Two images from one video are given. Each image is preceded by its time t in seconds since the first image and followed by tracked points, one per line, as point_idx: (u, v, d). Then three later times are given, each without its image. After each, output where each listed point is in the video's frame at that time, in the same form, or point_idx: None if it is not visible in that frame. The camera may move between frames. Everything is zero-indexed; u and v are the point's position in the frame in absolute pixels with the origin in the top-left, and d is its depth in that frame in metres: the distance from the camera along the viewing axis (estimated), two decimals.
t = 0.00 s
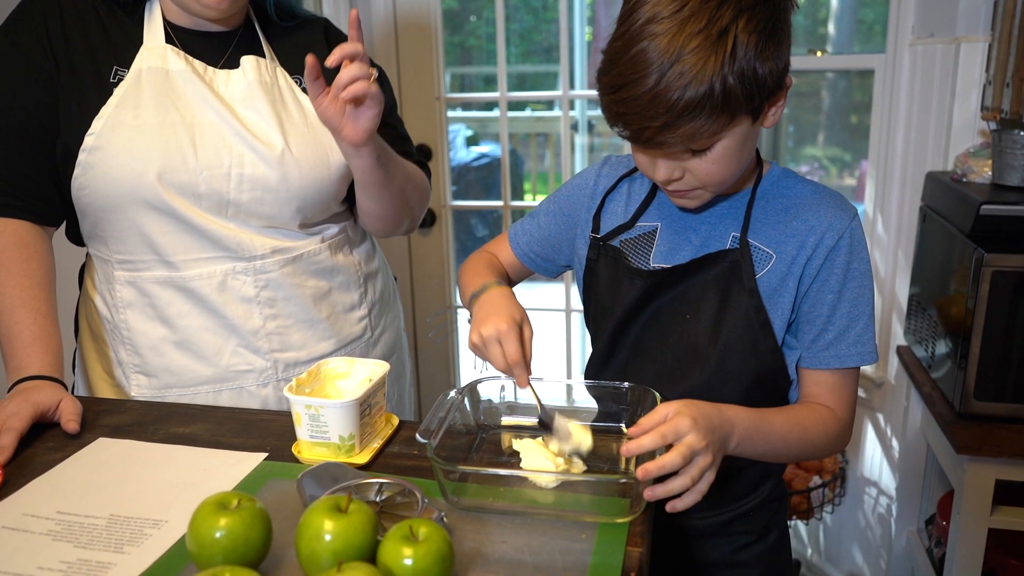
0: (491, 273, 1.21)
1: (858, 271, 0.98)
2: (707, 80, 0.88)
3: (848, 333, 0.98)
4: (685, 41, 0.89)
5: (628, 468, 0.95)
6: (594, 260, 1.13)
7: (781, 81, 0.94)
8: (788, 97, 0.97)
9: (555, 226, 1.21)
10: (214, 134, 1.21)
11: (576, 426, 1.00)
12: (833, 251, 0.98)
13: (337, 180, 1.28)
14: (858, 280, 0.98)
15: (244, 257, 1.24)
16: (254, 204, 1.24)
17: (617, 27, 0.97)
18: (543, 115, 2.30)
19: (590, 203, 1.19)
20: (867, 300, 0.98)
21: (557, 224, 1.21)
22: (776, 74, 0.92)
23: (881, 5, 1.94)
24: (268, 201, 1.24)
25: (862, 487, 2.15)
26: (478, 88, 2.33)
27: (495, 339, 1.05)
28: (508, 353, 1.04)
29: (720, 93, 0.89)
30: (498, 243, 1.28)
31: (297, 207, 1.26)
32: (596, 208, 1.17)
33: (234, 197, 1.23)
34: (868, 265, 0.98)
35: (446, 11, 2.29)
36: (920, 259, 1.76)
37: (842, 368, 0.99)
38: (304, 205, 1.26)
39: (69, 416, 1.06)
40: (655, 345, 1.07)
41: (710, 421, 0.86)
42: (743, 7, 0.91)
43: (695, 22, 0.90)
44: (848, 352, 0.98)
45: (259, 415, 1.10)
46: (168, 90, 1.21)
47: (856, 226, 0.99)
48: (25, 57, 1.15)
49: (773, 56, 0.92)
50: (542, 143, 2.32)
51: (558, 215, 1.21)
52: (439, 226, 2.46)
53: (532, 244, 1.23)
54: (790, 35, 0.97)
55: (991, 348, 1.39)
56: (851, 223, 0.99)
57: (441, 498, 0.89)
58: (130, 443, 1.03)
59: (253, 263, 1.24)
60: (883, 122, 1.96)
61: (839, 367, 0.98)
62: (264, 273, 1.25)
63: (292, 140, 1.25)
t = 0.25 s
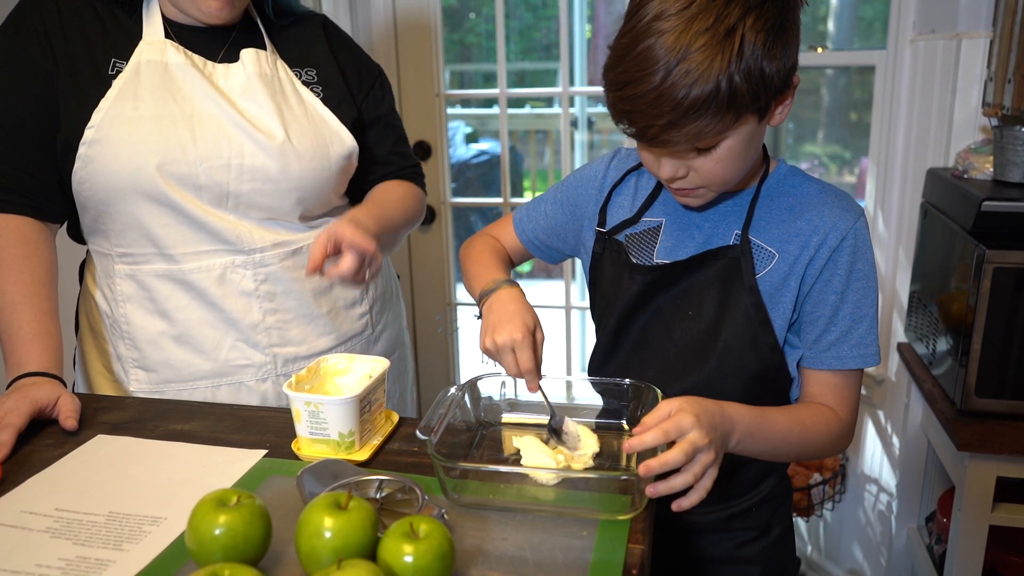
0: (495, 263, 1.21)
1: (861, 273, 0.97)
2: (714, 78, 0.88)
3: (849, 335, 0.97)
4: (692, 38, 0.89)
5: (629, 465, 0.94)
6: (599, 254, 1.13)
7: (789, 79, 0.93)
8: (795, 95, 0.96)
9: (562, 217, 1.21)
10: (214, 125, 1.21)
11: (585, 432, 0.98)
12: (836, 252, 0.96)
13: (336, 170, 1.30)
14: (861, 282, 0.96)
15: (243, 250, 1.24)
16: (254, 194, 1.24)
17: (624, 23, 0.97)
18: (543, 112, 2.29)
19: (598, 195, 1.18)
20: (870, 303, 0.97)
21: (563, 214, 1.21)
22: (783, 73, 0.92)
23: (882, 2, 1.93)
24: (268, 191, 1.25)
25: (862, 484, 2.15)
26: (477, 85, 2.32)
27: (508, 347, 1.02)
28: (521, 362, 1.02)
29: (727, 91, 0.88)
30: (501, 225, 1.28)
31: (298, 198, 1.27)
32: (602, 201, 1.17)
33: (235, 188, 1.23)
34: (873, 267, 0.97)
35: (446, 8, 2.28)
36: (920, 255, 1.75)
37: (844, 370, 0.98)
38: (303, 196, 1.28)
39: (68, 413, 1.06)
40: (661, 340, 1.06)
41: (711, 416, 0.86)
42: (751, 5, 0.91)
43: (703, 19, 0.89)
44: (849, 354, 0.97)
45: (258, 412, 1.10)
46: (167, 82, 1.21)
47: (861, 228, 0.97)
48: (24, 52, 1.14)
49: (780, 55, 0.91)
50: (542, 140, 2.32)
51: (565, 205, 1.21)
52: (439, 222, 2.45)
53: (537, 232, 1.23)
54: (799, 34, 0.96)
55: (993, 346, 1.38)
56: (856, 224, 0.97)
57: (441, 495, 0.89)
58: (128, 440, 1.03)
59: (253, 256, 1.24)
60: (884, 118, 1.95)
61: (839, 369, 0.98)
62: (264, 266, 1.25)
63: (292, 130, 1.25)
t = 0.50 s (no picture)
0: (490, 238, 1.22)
1: (865, 275, 0.96)
2: (724, 74, 0.87)
3: (852, 336, 0.97)
4: (703, 34, 0.89)
5: (631, 464, 0.94)
6: (602, 248, 1.14)
7: (798, 78, 0.93)
8: (804, 94, 0.96)
9: (564, 209, 1.21)
10: (213, 126, 1.21)
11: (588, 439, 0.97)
12: (841, 253, 0.96)
13: (336, 171, 1.29)
14: (865, 284, 0.96)
15: (244, 249, 1.23)
16: (254, 195, 1.24)
17: (634, 16, 0.96)
18: (542, 109, 2.28)
19: (601, 188, 1.18)
20: (873, 304, 0.97)
21: (566, 206, 1.21)
22: (793, 71, 0.91)
23: None
24: (268, 192, 1.24)
25: (862, 482, 2.15)
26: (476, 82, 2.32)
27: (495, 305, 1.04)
28: (506, 320, 1.04)
29: (736, 88, 0.88)
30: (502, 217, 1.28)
31: (297, 199, 1.27)
32: (606, 196, 1.17)
33: (234, 188, 1.22)
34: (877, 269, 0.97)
35: (445, 5, 2.28)
36: (921, 253, 1.75)
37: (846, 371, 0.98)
38: (303, 198, 1.27)
39: (68, 412, 1.06)
40: (661, 339, 1.06)
41: (714, 415, 0.85)
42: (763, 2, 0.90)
43: (714, 15, 0.89)
44: (851, 355, 0.97)
45: (259, 410, 1.10)
46: (167, 82, 1.20)
47: (866, 230, 0.97)
48: (22, 50, 1.14)
49: (791, 53, 0.91)
50: (541, 138, 2.31)
51: (568, 198, 1.21)
52: (439, 220, 2.45)
53: (539, 223, 1.23)
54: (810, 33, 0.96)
55: (994, 344, 1.38)
56: (861, 226, 0.97)
57: (443, 493, 0.88)
58: (129, 438, 1.03)
59: (253, 255, 1.24)
60: (886, 115, 1.95)
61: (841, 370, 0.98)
62: (265, 264, 1.25)
63: (292, 131, 1.25)
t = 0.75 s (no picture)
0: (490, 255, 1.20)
1: (867, 275, 0.96)
2: (723, 76, 0.87)
3: (853, 337, 0.97)
4: (702, 35, 0.88)
5: (632, 464, 0.94)
6: (603, 253, 1.13)
7: (799, 79, 0.93)
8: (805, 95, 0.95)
9: (564, 212, 1.20)
10: (215, 124, 1.20)
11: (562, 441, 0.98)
12: (843, 254, 0.96)
13: (337, 169, 1.29)
14: (866, 284, 0.96)
15: (245, 247, 1.23)
16: (255, 193, 1.24)
17: (634, 17, 0.96)
18: (541, 107, 2.28)
19: (602, 191, 1.18)
20: (875, 304, 0.97)
21: (566, 209, 1.20)
22: (794, 72, 0.91)
23: None
24: (269, 190, 1.24)
25: (862, 480, 2.15)
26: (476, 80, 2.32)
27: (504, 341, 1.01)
28: (512, 357, 1.00)
29: (736, 89, 0.87)
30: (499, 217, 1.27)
31: (298, 198, 1.27)
32: (606, 200, 1.16)
33: (235, 186, 1.22)
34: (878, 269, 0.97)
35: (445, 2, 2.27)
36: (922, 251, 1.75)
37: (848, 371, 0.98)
38: (305, 196, 1.27)
39: (68, 412, 1.05)
40: (662, 339, 1.06)
41: (716, 415, 0.85)
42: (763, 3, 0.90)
43: (713, 16, 0.89)
44: (853, 355, 0.97)
45: (260, 410, 1.09)
46: (168, 80, 1.20)
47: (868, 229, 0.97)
48: (21, 48, 1.13)
49: (791, 54, 0.91)
50: (541, 136, 2.31)
51: (567, 200, 1.20)
52: (439, 218, 2.45)
53: (537, 226, 1.22)
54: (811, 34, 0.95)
55: (994, 343, 1.38)
56: (862, 226, 0.97)
57: (444, 494, 0.88)
58: (129, 438, 1.02)
59: (254, 254, 1.24)
60: (886, 112, 1.94)
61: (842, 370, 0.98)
62: (266, 263, 1.25)
63: (294, 130, 1.25)
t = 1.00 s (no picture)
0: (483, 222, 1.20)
1: (869, 280, 0.96)
2: (724, 71, 0.87)
3: (855, 341, 0.96)
4: (704, 30, 0.88)
5: (634, 464, 0.94)
6: (598, 245, 1.12)
7: (801, 77, 0.92)
8: (807, 94, 0.95)
9: (565, 197, 1.20)
10: (213, 123, 1.20)
11: (514, 399, 1.03)
12: (845, 257, 0.95)
13: (336, 169, 1.29)
14: (869, 288, 0.96)
15: (243, 247, 1.23)
16: (254, 193, 1.23)
17: (636, 11, 0.96)
18: (541, 105, 2.27)
19: (602, 183, 1.17)
20: (876, 309, 0.96)
21: (567, 195, 1.20)
22: (796, 70, 0.91)
23: None
24: (268, 191, 1.23)
25: (863, 479, 2.14)
26: (476, 78, 2.31)
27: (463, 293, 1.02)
28: (472, 312, 1.02)
29: (736, 85, 0.87)
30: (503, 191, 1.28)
31: (297, 198, 1.26)
32: (606, 192, 1.16)
33: (234, 186, 1.22)
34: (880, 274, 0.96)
35: None
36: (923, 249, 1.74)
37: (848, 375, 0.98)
38: (303, 197, 1.27)
39: (66, 411, 1.05)
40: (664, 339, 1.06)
41: (718, 415, 0.85)
42: None
43: (715, 11, 0.88)
44: (854, 360, 0.97)
45: (259, 410, 1.09)
46: (166, 78, 1.19)
47: (871, 233, 0.96)
48: (18, 46, 1.13)
49: (793, 51, 0.90)
50: (541, 134, 2.30)
51: (569, 187, 1.20)
52: (439, 216, 2.44)
53: (537, 207, 1.22)
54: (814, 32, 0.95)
55: (996, 341, 1.37)
56: (866, 229, 0.96)
57: (444, 494, 0.88)
58: (128, 438, 1.02)
59: (253, 253, 1.23)
60: (887, 110, 1.94)
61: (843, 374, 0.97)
62: (264, 263, 1.24)
63: (293, 130, 1.24)
